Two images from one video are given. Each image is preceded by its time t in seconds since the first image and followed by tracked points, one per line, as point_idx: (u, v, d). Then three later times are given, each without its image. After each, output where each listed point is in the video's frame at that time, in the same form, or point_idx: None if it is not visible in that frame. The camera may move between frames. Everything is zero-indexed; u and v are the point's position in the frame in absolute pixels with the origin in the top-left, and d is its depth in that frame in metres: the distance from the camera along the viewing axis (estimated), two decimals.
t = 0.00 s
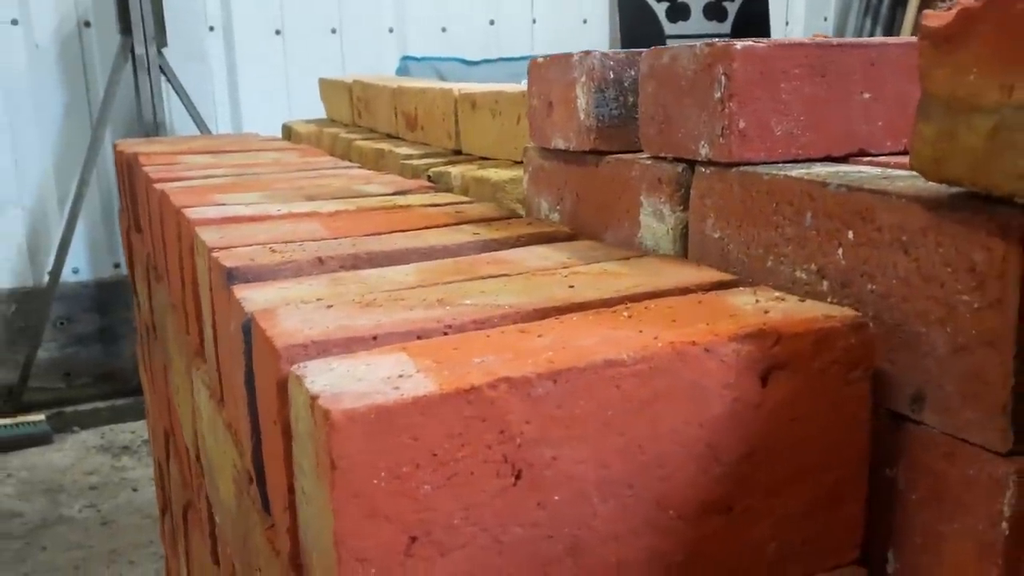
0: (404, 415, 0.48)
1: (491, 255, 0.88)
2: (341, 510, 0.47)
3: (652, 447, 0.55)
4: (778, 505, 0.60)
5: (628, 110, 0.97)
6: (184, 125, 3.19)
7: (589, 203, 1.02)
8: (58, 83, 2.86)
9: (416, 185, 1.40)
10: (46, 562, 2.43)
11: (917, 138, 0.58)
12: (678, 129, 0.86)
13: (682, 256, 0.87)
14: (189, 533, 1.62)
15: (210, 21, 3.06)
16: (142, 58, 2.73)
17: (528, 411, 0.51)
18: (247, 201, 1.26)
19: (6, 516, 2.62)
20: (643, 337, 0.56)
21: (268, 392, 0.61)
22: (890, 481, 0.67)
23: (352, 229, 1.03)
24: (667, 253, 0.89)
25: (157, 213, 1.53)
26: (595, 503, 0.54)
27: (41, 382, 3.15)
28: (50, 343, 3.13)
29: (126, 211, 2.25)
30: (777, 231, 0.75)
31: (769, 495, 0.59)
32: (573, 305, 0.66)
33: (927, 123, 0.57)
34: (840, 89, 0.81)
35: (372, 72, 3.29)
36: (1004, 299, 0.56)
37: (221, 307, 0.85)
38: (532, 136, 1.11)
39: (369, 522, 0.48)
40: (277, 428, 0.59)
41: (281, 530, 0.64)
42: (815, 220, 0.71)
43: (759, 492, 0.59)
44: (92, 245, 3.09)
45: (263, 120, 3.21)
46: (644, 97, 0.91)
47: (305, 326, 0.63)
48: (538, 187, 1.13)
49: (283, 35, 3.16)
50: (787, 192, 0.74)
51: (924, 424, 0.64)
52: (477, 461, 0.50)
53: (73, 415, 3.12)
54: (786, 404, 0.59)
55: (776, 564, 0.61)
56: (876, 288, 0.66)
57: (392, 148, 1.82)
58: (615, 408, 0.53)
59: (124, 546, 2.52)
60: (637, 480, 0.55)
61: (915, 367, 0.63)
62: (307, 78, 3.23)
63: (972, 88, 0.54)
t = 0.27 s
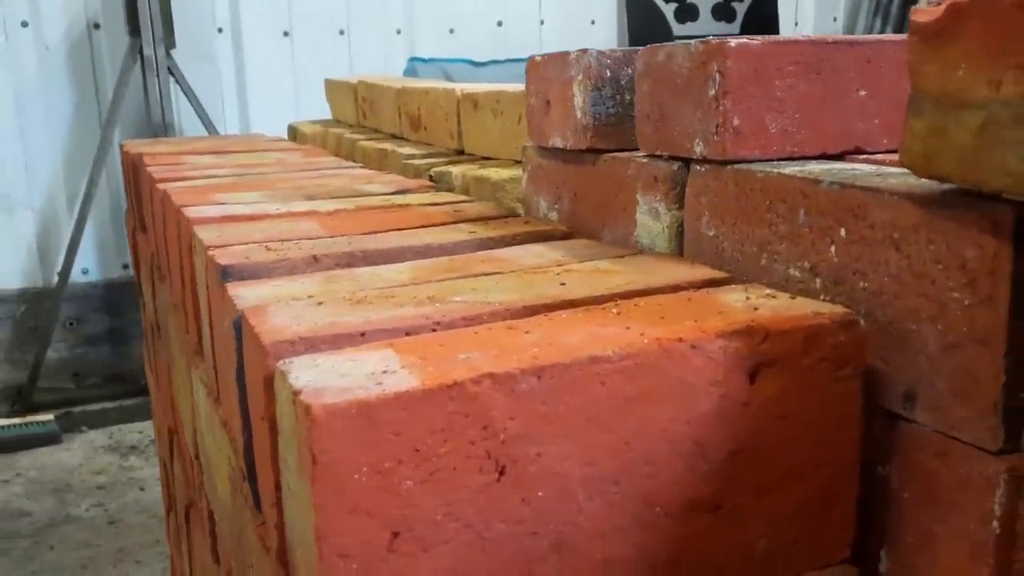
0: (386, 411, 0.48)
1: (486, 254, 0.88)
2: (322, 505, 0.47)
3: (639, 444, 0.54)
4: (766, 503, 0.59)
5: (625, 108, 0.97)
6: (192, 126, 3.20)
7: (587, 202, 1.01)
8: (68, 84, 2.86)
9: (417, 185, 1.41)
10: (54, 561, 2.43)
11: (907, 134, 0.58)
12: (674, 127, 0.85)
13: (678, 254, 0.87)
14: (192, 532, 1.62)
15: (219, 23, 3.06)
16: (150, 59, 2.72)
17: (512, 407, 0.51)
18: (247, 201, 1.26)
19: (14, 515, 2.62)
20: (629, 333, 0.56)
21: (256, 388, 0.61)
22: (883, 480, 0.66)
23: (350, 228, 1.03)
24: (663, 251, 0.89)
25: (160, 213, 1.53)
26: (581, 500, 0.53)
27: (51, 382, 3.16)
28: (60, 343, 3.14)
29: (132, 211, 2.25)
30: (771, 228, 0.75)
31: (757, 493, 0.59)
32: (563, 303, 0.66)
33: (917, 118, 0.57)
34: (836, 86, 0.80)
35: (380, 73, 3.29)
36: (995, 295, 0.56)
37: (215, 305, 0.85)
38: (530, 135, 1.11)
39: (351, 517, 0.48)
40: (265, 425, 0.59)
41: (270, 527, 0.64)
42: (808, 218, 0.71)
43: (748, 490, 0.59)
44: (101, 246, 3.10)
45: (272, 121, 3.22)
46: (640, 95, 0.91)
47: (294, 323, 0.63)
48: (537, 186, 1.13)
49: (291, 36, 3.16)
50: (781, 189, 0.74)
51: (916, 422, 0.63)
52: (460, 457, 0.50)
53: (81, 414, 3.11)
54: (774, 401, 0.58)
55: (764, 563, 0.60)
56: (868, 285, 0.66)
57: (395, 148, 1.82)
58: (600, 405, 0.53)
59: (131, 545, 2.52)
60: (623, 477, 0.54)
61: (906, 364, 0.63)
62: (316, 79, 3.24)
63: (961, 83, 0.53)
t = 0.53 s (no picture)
0: (365, 399, 0.47)
1: (478, 248, 0.88)
2: (301, 494, 0.47)
3: (622, 435, 0.54)
4: (751, 495, 0.59)
5: (619, 103, 0.97)
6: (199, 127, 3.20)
7: (581, 197, 1.01)
8: (75, 84, 2.85)
9: (415, 182, 1.41)
10: (58, 560, 2.42)
11: (893, 125, 0.58)
12: (666, 121, 0.85)
13: (670, 249, 0.86)
14: (192, 529, 1.62)
15: (226, 24, 3.06)
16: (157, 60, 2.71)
17: (493, 397, 0.51)
18: (246, 197, 1.27)
19: (19, 513, 2.61)
20: (613, 324, 0.56)
21: (242, 379, 0.61)
22: (871, 474, 0.66)
23: (345, 224, 1.03)
24: (655, 247, 0.89)
25: (161, 211, 1.54)
26: (563, 490, 0.53)
27: (58, 381, 3.14)
28: (68, 342, 3.13)
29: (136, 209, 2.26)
30: (761, 222, 0.75)
31: (742, 485, 0.59)
32: (551, 295, 0.66)
33: (902, 109, 0.57)
34: (829, 80, 0.80)
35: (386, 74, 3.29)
36: (981, 287, 0.56)
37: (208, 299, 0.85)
38: (526, 132, 1.11)
39: (330, 506, 0.47)
40: (250, 416, 0.59)
41: (257, 518, 0.64)
42: (797, 211, 0.70)
43: (732, 483, 0.58)
44: (108, 245, 3.08)
45: (279, 122, 3.22)
46: (633, 90, 0.91)
47: (280, 314, 0.63)
48: (533, 182, 1.13)
49: (298, 37, 3.16)
50: (771, 183, 0.73)
51: (903, 415, 0.63)
52: (441, 447, 0.50)
53: (90, 413, 3.12)
54: (759, 393, 0.58)
55: (749, 556, 0.60)
56: (856, 278, 0.65)
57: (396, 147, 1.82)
58: (582, 395, 0.53)
59: (135, 544, 2.51)
60: (605, 468, 0.54)
61: (894, 357, 0.63)
62: (323, 80, 3.24)
63: (946, 73, 0.53)
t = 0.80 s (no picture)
0: (350, 390, 0.47)
1: (475, 245, 0.88)
2: (284, 484, 0.47)
3: (609, 429, 0.54)
4: (740, 491, 0.59)
5: (617, 102, 0.97)
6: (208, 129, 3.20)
7: (580, 196, 1.01)
8: (85, 86, 2.83)
9: (416, 182, 1.41)
10: (64, 559, 2.40)
11: (884, 120, 0.57)
12: (663, 119, 0.85)
13: (667, 246, 0.86)
14: (193, 529, 1.62)
15: (236, 26, 3.07)
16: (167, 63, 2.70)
17: (478, 389, 0.51)
18: (247, 196, 1.27)
19: (26, 512, 2.59)
20: (601, 318, 0.56)
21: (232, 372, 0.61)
22: (863, 472, 0.66)
23: (343, 221, 1.03)
24: (652, 244, 0.89)
25: (165, 210, 1.54)
26: (549, 484, 0.53)
27: (67, 382, 3.12)
28: (77, 343, 3.11)
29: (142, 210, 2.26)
30: (756, 219, 0.74)
31: (731, 481, 0.58)
32: (542, 290, 0.66)
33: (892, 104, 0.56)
34: (825, 78, 0.80)
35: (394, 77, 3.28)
36: (972, 283, 0.55)
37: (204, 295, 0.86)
38: (526, 131, 1.11)
39: (314, 497, 0.47)
40: (239, 409, 0.59)
41: (246, 512, 0.64)
42: (791, 208, 0.70)
43: (721, 479, 0.58)
44: (117, 246, 3.06)
45: (288, 125, 3.22)
46: (631, 88, 0.91)
47: (271, 307, 0.63)
48: (533, 181, 1.13)
49: (307, 40, 3.17)
50: (765, 180, 0.73)
51: (896, 412, 0.62)
52: (426, 438, 0.50)
53: (97, 413, 3.08)
54: (748, 388, 0.58)
55: (738, 553, 0.60)
56: (848, 275, 0.65)
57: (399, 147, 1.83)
58: (569, 388, 0.53)
59: (141, 544, 2.49)
60: (592, 462, 0.54)
61: (886, 354, 0.62)
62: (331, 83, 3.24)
63: (936, 67, 0.53)
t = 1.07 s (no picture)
0: (332, 368, 0.47)
1: (470, 236, 0.87)
2: (266, 462, 0.47)
3: (594, 412, 0.54)
4: (729, 477, 0.58)
5: (615, 94, 0.96)
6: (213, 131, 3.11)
7: (578, 189, 1.01)
8: (90, 86, 2.76)
9: (417, 177, 1.40)
10: (66, 559, 2.34)
11: (873, 104, 0.57)
12: (659, 110, 0.85)
13: (663, 237, 0.86)
14: (193, 530, 1.60)
15: (243, 27, 2.98)
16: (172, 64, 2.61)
17: (462, 370, 0.50)
18: (247, 190, 1.27)
19: (29, 512, 2.52)
20: (588, 301, 0.55)
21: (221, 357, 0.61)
22: (855, 461, 0.65)
23: (341, 214, 1.03)
24: (648, 236, 0.88)
25: (167, 206, 1.54)
26: (534, 466, 0.53)
27: (71, 382, 3.01)
28: (81, 344, 2.99)
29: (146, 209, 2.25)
30: (750, 208, 0.74)
31: (720, 467, 0.58)
32: (532, 276, 0.66)
33: (881, 88, 0.56)
34: (822, 68, 0.79)
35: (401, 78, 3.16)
36: (962, 268, 0.55)
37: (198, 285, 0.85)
38: (525, 124, 1.10)
39: (295, 476, 0.47)
40: (227, 392, 0.59)
41: (235, 498, 0.64)
42: (785, 196, 0.70)
43: (709, 465, 0.58)
44: (122, 245, 2.95)
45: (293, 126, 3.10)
46: (628, 80, 0.91)
47: (261, 292, 0.63)
48: (532, 175, 1.13)
49: (314, 41, 3.06)
50: (759, 169, 0.73)
51: (887, 400, 0.62)
52: (409, 419, 0.50)
53: (102, 415, 2.98)
54: (737, 373, 0.58)
55: (726, 540, 0.59)
56: (841, 262, 0.65)
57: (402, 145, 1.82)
58: (554, 370, 0.53)
59: (144, 545, 2.41)
60: (577, 445, 0.54)
61: (878, 341, 0.62)
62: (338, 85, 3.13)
63: (924, 50, 0.53)
